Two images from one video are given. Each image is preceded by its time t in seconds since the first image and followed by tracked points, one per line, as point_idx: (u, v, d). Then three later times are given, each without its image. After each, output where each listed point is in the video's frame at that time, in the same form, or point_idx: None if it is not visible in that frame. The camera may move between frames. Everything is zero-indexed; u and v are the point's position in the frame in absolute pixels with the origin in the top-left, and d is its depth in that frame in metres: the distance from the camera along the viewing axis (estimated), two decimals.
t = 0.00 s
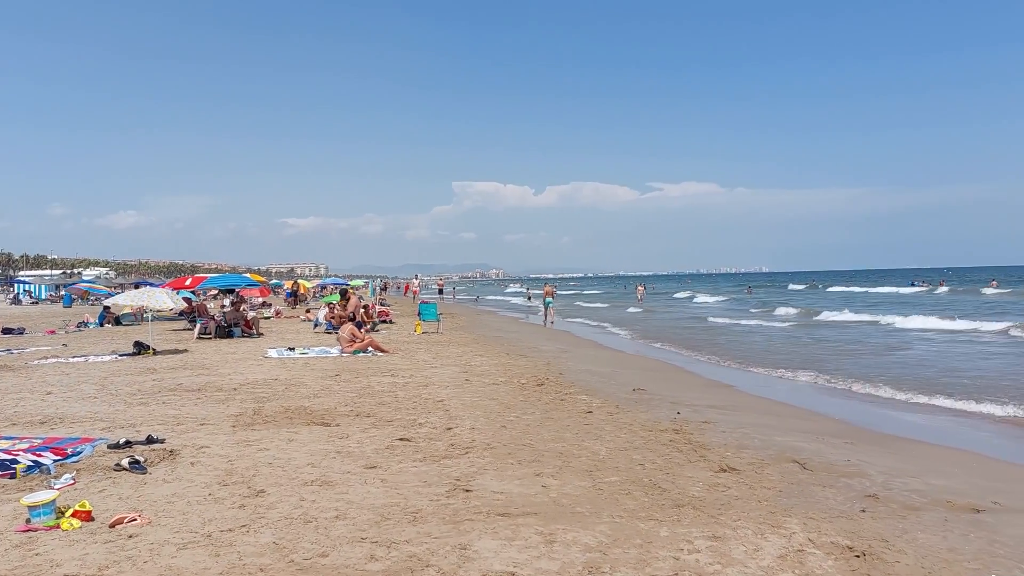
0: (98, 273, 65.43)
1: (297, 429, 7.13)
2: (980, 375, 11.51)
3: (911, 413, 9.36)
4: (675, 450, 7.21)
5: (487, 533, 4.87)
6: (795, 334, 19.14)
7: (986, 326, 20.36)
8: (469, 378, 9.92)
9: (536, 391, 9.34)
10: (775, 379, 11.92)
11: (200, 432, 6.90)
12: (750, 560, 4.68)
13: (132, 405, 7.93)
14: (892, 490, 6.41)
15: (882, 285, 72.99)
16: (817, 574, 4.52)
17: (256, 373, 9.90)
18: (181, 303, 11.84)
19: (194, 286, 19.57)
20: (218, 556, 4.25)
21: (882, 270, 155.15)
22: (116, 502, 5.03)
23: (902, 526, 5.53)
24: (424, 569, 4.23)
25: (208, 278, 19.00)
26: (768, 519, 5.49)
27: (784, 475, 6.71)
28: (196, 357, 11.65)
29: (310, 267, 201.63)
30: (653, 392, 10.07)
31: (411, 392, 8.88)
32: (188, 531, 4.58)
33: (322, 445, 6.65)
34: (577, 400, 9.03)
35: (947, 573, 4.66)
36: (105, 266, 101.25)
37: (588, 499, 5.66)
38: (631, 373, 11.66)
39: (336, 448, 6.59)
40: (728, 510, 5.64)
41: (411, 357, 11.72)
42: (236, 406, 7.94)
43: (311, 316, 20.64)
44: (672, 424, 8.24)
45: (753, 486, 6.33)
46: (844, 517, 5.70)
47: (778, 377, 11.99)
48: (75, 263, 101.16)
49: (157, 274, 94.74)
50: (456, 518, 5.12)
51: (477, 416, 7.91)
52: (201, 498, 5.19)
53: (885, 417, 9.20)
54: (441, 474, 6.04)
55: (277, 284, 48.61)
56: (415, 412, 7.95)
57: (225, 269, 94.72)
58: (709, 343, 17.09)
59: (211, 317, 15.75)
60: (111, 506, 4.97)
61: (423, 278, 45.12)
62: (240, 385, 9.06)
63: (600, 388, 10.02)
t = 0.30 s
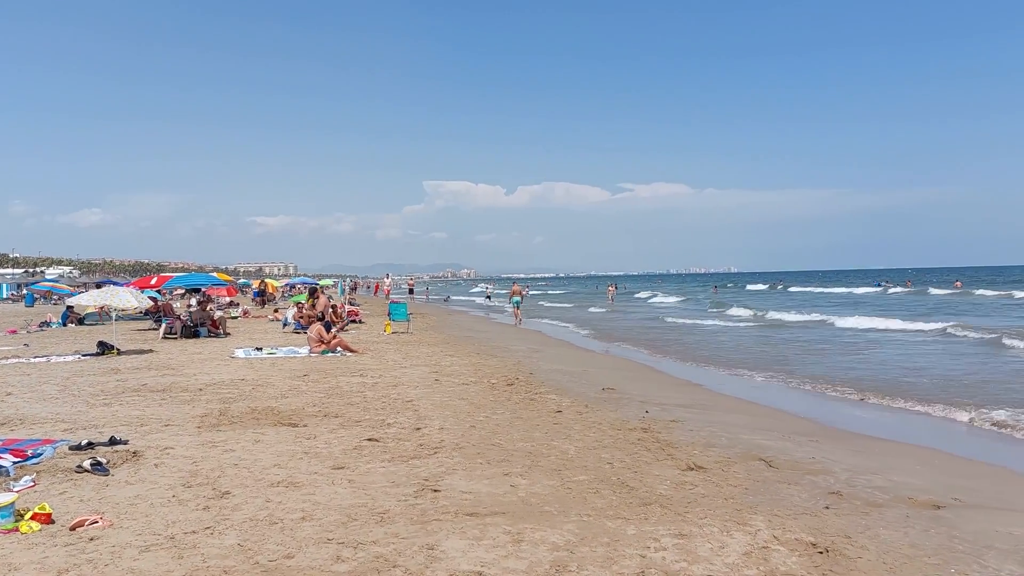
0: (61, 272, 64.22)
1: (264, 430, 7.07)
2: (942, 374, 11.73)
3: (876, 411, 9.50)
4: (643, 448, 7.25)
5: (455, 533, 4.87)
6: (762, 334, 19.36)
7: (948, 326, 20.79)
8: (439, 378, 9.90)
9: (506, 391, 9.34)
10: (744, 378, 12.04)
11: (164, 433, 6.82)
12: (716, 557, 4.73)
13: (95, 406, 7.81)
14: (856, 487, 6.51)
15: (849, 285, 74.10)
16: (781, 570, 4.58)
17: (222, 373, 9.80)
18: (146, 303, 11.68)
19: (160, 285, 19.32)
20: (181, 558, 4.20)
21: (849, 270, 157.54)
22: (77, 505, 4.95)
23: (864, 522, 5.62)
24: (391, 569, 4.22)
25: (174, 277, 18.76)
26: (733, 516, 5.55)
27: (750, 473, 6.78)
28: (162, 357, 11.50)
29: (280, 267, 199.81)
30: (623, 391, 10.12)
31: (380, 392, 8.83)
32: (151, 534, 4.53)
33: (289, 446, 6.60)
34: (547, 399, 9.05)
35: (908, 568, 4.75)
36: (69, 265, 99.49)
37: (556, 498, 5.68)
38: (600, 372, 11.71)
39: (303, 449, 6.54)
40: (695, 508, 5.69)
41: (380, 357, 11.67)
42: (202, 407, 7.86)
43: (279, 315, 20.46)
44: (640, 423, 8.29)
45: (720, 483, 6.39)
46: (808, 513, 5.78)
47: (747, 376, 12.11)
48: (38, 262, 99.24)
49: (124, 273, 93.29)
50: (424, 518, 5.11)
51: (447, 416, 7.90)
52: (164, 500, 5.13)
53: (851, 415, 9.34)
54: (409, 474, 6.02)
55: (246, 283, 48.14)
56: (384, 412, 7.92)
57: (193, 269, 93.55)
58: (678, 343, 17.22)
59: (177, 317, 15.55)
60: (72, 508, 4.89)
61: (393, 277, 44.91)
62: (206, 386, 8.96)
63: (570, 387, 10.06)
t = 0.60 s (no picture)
0: (22, 271, 62.91)
1: (229, 432, 7.00)
2: (903, 375, 11.95)
3: (840, 410, 9.65)
4: (612, 448, 7.29)
5: (423, 534, 4.86)
6: (728, 335, 19.58)
7: (908, 326, 21.23)
8: (408, 379, 9.87)
9: (476, 392, 9.34)
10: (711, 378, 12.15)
11: (127, 436, 6.72)
12: (682, 556, 4.77)
13: (56, 408, 7.66)
14: (820, 486, 6.60)
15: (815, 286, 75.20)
16: (746, 568, 4.63)
17: (188, 375, 9.68)
18: (110, 303, 11.50)
19: (124, 286, 19.03)
20: (144, 562, 4.15)
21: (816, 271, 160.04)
22: (36, 509, 4.86)
23: (828, 520, 5.71)
24: (358, 572, 4.20)
25: (138, 277, 18.48)
26: (700, 515, 5.60)
27: (717, 472, 6.85)
28: (126, 358, 11.32)
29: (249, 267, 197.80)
30: (593, 391, 10.17)
31: (348, 393, 8.78)
32: (113, 538, 4.47)
33: (255, 448, 6.54)
34: (517, 400, 9.07)
35: (870, 565, 4.83)
36: (31, 264, 97.55)
37: (524, 499, 5.70)
38: (569, 373, 11.76)
39: (270, 451, 6.49)
40: (662, 507, 5.74)
41: (349, 358, 11.60)
42: (166, 409, 7.75)
43: (246, 316, 20.24)
44: (609, 422, 8.34)
45: (687, 483, 6.45)
46: (773, 512, 5.85)
47: (714, 377, 12.21)
48: None
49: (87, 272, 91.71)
50: (392, 520, 5.09)
51: (416, 417, 7.88)
52: (127, 503, 5.06)
53: (815, 414, 9.47)
54: (377, 476, 5.99)
55: (212, 283, 47.36)
56: (352, 414, 7.88)
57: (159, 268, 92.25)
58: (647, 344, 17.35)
59: (141, 317, 15.32)
60: (32, 512, 4.80)
61: (363, 277, 44.65)
62: (171, 387, 8.84)
63: (540, 388, 10.08)
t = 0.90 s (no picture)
0: None
1: (195, 434, 6.92)
2: (866, 376, 12.16)
3: (806, 410, 9.79)
4: (581, 448, 7.33)
5: (391, 536, 4.84)
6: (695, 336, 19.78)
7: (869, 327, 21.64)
8: (377, 380, 9.84)
9: (446, 393, 9.33)
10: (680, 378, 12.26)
11: (89, 439, 6.61)
12: (649, 555, 4.80)
13: (16, 411, 7.51)
14: (785, 484, 6.69)
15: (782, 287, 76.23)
16: (712, 566, 4.68)
17: (153, 377, 9.55)
18: (73, 304, 11.31)
19: (87, 286, 18.74)
20: (106, 568, 4.09)
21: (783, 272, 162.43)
22: None
23: (793, 518, 5.78)
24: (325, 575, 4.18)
25: (102, 278, 18.20)
26: (667, 514, 5.64)
27: (685, 471, 6.91)
28: (89, 360, 11.14)
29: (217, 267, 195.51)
30: (562, 392, 10.20)
31: (317, 395, 8.73)
32: (74, 543, 4.39)
33: (221, 451, 6.47)
34: (487, 401, 9.07)
35: (834, 562, 4.90)
36: None
37: (493, 500, 5.70)
38: (539, 373, 11.79)
39: (236, 453, 6.43)
40: (630, 507, 5.78)
41: (317, 359, 11.53)
42: (130, 411, 7.64)
43: (213, 317, 20.02)
44: (579, 423, 8.37)
45: (655, 482, 6.50)
46: (739, 510, 5.92)
47: (683, 377, 12.33)
48: None
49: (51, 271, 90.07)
50: (360, 522, 5.07)
51: (385, 418, 7.85)
52: (90, 508, 4.97)
53: (781, 414, 9.60)
54: (346, 478, 5.96)
55: (179, 283, 46.73)
56: (320, 415, 7.83)
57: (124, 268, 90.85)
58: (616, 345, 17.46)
59: (105, 318, 15.09)
60: None
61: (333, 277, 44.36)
62: (135, 390, 8.71)
63: (510, 388, 10.10)
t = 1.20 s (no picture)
0: None
1: (164, 435, 6.83)
2: (835, 375, 12.32)
3: (777, 409, 9.90)
4: (555, 447, 7.35)
5: (363, 537, 4.82)
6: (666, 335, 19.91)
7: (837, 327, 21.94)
8: (351, 380, 9.79)
9: (419, 392, 9.30)
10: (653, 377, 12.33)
11: (56, 440, 6.50)
12: (621, 553, 4.83)
13: None
14: (757, 482, 6.76)
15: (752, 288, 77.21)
16: (684, 564, 4.72)
17: (121, 376, 9.43)
18: (40, 303, 11.12)
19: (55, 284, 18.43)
20: (72, 570, 4.03)
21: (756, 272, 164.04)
22: None
23: (763, 515, 5.84)
24: None
25: (70, 276, 17.91)
26: (639, 512, 5.67)
27: (657, 469, 6.96)
28: (56, 360, 10.95)
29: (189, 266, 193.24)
30: (536, 391, 10.22)
31: (289, 395, 8.66)
32: (39, 545, 4.33)
33: (191, 451, 6.41)
34: (461, 400, 9.06)
35: (804, 559, 4.96)
36: None
37: (467, 499, 5.70)
38: (513, 372, 11.80)
39: (206, 454, 6.37)
40: (603, 505, 5.80)
41: (289, 359, 11.43)
42: (98, 412, 7.53)
43: (184, 316, 19.78)
44: (553, 422, 8.38)
45: (628, 480, 6.53)
46: (710, 508, 5.97)
47: (656, 377, 12.38)
48: None
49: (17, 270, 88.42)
50: (332, 522, 5.05)
51: (358, 418, 7.81)
52: (55, 509, 4.90)
53: (753, 412, 9.68)
54: (318, 478, 5.93)
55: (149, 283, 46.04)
56: (293, 416, 7.77)
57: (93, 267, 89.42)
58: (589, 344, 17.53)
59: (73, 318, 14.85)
60: None
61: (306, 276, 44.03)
62: (103, 390, 8.59)
63: (484, 388, 10.09)
